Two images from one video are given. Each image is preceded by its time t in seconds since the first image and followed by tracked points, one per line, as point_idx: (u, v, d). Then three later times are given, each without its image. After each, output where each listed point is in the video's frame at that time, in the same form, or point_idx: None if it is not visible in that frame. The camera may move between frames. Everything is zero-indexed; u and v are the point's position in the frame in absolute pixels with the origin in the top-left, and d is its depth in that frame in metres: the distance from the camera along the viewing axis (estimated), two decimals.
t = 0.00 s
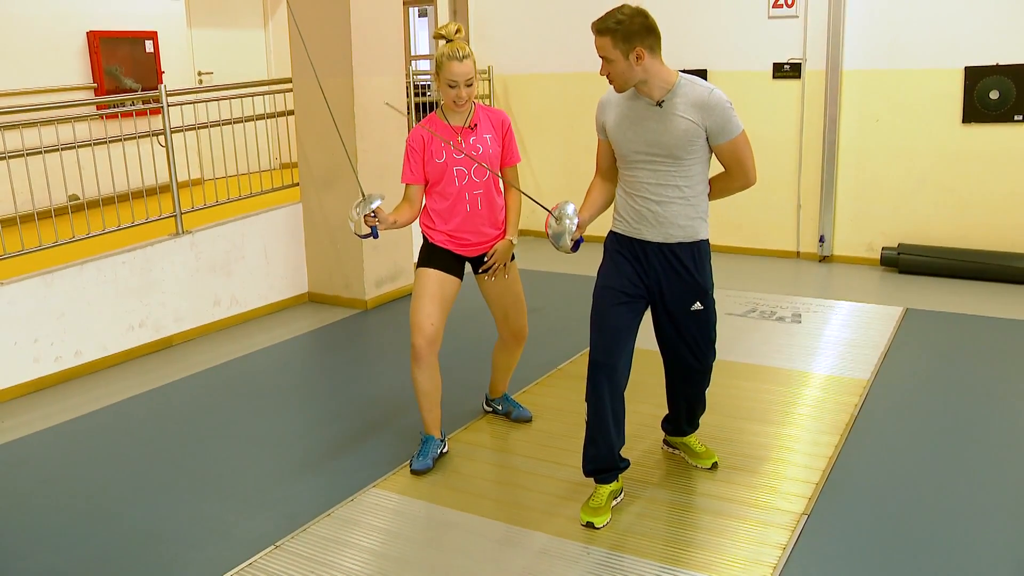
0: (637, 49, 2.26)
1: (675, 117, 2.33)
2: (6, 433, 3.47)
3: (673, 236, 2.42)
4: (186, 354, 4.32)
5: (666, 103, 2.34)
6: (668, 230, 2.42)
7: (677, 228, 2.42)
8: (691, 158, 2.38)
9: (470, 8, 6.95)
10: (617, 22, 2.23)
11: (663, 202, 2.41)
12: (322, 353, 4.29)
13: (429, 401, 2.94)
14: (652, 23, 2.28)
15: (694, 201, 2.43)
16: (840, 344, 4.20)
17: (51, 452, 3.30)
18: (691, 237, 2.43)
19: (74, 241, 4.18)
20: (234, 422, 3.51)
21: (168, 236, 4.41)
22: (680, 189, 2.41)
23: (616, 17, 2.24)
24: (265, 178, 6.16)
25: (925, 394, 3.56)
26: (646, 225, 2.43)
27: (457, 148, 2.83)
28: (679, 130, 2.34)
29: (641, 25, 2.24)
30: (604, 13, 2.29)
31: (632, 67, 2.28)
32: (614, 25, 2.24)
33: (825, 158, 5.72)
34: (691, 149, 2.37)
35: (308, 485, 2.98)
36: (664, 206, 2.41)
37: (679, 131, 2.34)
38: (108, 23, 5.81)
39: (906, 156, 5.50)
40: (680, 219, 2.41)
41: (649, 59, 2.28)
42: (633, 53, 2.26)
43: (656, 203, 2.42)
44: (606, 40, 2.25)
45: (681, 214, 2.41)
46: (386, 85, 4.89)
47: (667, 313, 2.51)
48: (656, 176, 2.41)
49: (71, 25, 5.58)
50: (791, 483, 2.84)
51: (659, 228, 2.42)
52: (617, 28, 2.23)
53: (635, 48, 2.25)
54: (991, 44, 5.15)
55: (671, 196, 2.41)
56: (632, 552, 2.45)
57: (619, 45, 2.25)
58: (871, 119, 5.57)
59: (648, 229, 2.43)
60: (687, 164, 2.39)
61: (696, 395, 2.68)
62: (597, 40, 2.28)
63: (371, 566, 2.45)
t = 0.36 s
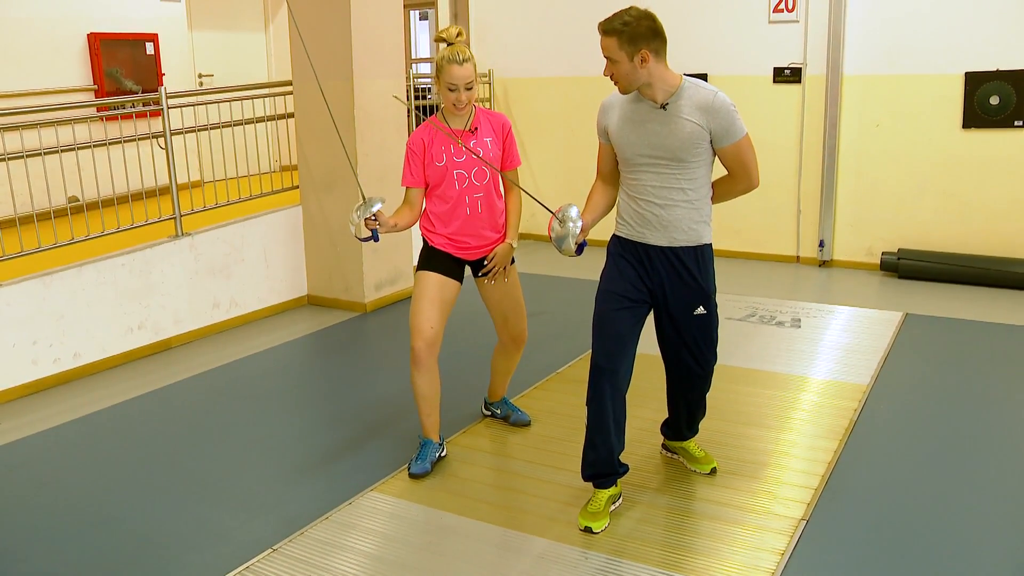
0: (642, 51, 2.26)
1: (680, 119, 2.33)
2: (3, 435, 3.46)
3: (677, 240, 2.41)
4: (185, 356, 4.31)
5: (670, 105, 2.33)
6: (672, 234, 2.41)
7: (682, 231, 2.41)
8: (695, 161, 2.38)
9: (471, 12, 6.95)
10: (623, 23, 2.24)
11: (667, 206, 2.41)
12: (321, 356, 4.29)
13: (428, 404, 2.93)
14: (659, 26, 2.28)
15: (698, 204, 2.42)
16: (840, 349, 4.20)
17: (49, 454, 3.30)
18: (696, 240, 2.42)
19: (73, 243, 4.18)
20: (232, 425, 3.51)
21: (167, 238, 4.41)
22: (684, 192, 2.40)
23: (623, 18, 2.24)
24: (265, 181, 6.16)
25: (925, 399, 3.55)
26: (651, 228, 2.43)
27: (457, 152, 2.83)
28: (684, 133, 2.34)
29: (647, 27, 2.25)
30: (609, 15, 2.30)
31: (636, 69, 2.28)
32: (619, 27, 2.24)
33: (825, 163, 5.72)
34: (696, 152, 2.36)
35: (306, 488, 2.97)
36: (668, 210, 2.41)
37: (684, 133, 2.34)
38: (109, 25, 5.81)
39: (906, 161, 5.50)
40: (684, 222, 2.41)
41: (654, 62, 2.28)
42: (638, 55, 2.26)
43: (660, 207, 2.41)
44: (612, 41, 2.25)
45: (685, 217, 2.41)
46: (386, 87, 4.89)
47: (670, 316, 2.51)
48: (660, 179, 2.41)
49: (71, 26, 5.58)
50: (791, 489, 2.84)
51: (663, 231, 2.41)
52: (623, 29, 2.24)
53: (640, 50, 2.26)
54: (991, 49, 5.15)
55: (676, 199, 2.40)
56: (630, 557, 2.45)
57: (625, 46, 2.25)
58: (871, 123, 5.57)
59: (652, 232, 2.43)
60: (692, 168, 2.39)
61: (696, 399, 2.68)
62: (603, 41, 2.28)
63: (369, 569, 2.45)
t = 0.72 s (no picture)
0: (643, 51, 2.25)
1: (681, 119, 2.32)
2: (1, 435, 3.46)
3: (677, 239, 2.41)
4: (183, 356, 4.31)
5: (670, 105, 2.33)
6: (672, 233, 2.41)
7: (683, 231, 2.41)
8: (696, 161, 2.37)
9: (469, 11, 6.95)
10: (624, 24, 2.23)
11: (668, 205, 2.40)
12: (318, 355, 4.28)
13: (426, 404, 2.92)
14: (659, 26, 2.28)
15: (698, 204, 2.42)
16: (839, 349, 4.19)
17: (46, 454, 3.29)
18: (696, 240, 2.42)
19: (71, 242, 4.18)
20: (230, 425, 3.50)
21: (165, 238, 4.40)
22: (685, 192, 2.40)
23: (623, 18, 2.23)
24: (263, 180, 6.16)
25: (923, 399, 3.55)
26: (651, 228, 2.42)
27: (455, 150, 2.82)
28: (685, 133, 2.33)
29: (647, 27, 2.24)
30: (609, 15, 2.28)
31: (637, 69, 2.27)
32: (620, 27, 2.23)
33: (824, 162, 5.72)
34: (696, 152, 2.36)
35: (304, 488, 2.97)
36: (668, 210, 2.40)
37: (684, 133, 2.33)
38: (107, 25, 5.81)
39: (905, 160, 5.50)
40: (685, 222, 2.40)
41: (655, 62, 2.27)
42: (639, 56, 2.26)
43: (661, 207, 2.41)
44: (613, 42, 2.24)
45: (686, 217, 2.40)
46: (384, 87, 4.89)
47: (669, 316, 2.50)
48: (661, 179, 2.40)
49: (69, 26, 5.58)
50: (789, 489, 2.83)
51: (663, 231, 2.41)
52: (624, 29, 2.23)
53: (642, 50, 2.25)
54: (990, 49, 5.15)
55: (676, 199, 2.40)
56: (628, 558, 2.44)
57: (626, 46, 2.24)
58: (870, 123, 5.57)
59: (653, 232, 2.42)
60: (692, 167, 2.38)
61: (695, 400, 2.67)
62: (603, 42, 2.27)
63: (367, 569, 2.44)
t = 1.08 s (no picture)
0: (638, 54, 2.26)
1: (676, 121, 2.32)
2: None
3: (672, 241, 2.41)
4: (177, 360, 4.30)
5: (665, 107, 2.33)
6: (667, 235, 2.41)
7: (678, 232, 2.41)
8: (690, 162, 2.38)
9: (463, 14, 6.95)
10: (618, 28, 2.23)
11: (663, 207, 2.40)
12: (313, 359, 4.27)
13: (421, 407, 2.91)
14: (653, 28, 2.28)
15: (693, 205, 2.42)
16: (833, 351, 4.20)
17: (39, 458, 3.28)
18: (691, 242, 2.42)
19: (65, 246, 4.16)
20: (224, 429, 3.49)
21: (159, 241, 4.39)
22: (680, 193, 2.40)
23: (616, 22, 2.23)
24: (257, 184, 6.15)
25: (917, 401, 3.56)
26: (647, 230, 2.42)
27: (450, 152, 2.82)
28: (680, 134, 2.33)
29: (641, 29, 2.24)
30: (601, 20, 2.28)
31: (633, 72, 2.27)
32: (614, 31, 2.23)
33: (818, 164, 5.73)
34: (691, 154, 2.36)
35: (298, 492, 2.96)
36: (663, 212, 2.40)
37: (679, 135, 2.33)
38: (100, 28, 5.79)
39: (898, 162, 5.51)
40: (680, 224, 2.41)
41: (650, 64, 2.28)
42: (635, 59, 2.26)
43: (656, 208, 2.41)
44: (608, 46, 2.24)
45: (681, 219, 2.41)
46: (378, 90, 4.88)
47: (664, 318, 2.50)
48: (656, 181, 2.40)
49: (62, 29, 5.56)
50: (783, 491, 2.83)
51: (658, 232, 2.41)
52: (617, 33, 2.23)
53: (637, 53, 2.25)
54: (983, 50, 5.16)
55: (671, 201, 2.40)
56: (623, 560, 2.44)
57: (621, 50, 2.24)
58: (864, 125, 5.58)
59: (648, 234, 2.42)
60: (686, 169, 2.39)
61: (690, 401, 2.68)
62: (598, 47, 2.27)
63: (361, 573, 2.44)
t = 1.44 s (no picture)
0: (644, 51, 2.25)
1: (681, 117, 2.32)
2: None
3: (677, 237, 2.40)
4: (179, 356, 4.30)
5: (670, 103, 2.32)
6: (673, 231, 2.40)
7: (683, 229, 2.40)
8: (695, 158, 2.37)
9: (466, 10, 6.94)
10: (623, 25, 2.22)
11: (668, 204, 2.40)
12: (315, 355, 4.27)
13: (423, 404, 2.91)
14: (657, 24, 2.27)
15: (698, 201, 2.42)
16: (836, 348, 4.19)
17: (41, 454, 3.28)
18: (696, 238, 2.42)
19: (67, 242, 4.16)
20: (226, 425, 3.49)
21: (161, 237, 4.39)
22: (684, 189, 2.39)
23: (622, 20, 2.22)
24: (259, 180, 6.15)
25: (920, 398, 3.55)
26: (651, 227, 2.41)
27: (453, 148, 2.81)
28: (685, 130, 2.32)
29: (646, 26, 2.24)
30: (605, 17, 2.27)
31: (639, 70, 2.27)
32: (619, 29, 2.22)
33: (821, 161, 5.71)
34: (696, 149, 2.35)
35: (300, 488, 2.96)
36: (668, 208, 2.40)
37: (684, 131, 2.32)
38: (103, 24, 5.79)
39: (902, 159, 5.50)
40: (685, 220, 2.40)
41: (656, 61, 2.27)
42: (641, 56, 2.25)
43: (661, 205, 2.40)
44: (614, 44, 2.23)
45: (685, 215, 2.40)
46: (381, 86, 4.88)
47: (668, 315, 2.50)
48: (660, 177, 2.39)
49: (65, 25, 5.57)
50: (786, 488, 2.83)
51: (663, 229, 2.40)
52: (623, 31, 2.22)
53: (643, 50, 2.25)
54: (988, 47, 5.14)
55: (676, 197, 2.39)
56: (625, 558, 2.44)
57: (627, 47, 2.23)
58: (868, 121, 5.56)
59: (653, 231, 2.41)
60: (691, 165, 2.38)
61: (693, 398, 2.67)
62: (603, 45, 2.26)
63: (363, 570, 2.44)
